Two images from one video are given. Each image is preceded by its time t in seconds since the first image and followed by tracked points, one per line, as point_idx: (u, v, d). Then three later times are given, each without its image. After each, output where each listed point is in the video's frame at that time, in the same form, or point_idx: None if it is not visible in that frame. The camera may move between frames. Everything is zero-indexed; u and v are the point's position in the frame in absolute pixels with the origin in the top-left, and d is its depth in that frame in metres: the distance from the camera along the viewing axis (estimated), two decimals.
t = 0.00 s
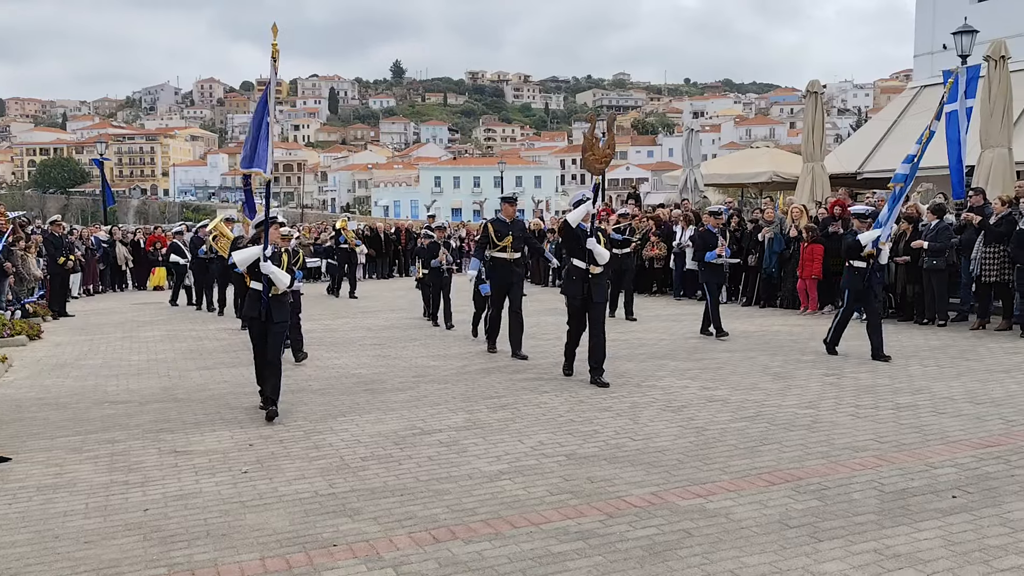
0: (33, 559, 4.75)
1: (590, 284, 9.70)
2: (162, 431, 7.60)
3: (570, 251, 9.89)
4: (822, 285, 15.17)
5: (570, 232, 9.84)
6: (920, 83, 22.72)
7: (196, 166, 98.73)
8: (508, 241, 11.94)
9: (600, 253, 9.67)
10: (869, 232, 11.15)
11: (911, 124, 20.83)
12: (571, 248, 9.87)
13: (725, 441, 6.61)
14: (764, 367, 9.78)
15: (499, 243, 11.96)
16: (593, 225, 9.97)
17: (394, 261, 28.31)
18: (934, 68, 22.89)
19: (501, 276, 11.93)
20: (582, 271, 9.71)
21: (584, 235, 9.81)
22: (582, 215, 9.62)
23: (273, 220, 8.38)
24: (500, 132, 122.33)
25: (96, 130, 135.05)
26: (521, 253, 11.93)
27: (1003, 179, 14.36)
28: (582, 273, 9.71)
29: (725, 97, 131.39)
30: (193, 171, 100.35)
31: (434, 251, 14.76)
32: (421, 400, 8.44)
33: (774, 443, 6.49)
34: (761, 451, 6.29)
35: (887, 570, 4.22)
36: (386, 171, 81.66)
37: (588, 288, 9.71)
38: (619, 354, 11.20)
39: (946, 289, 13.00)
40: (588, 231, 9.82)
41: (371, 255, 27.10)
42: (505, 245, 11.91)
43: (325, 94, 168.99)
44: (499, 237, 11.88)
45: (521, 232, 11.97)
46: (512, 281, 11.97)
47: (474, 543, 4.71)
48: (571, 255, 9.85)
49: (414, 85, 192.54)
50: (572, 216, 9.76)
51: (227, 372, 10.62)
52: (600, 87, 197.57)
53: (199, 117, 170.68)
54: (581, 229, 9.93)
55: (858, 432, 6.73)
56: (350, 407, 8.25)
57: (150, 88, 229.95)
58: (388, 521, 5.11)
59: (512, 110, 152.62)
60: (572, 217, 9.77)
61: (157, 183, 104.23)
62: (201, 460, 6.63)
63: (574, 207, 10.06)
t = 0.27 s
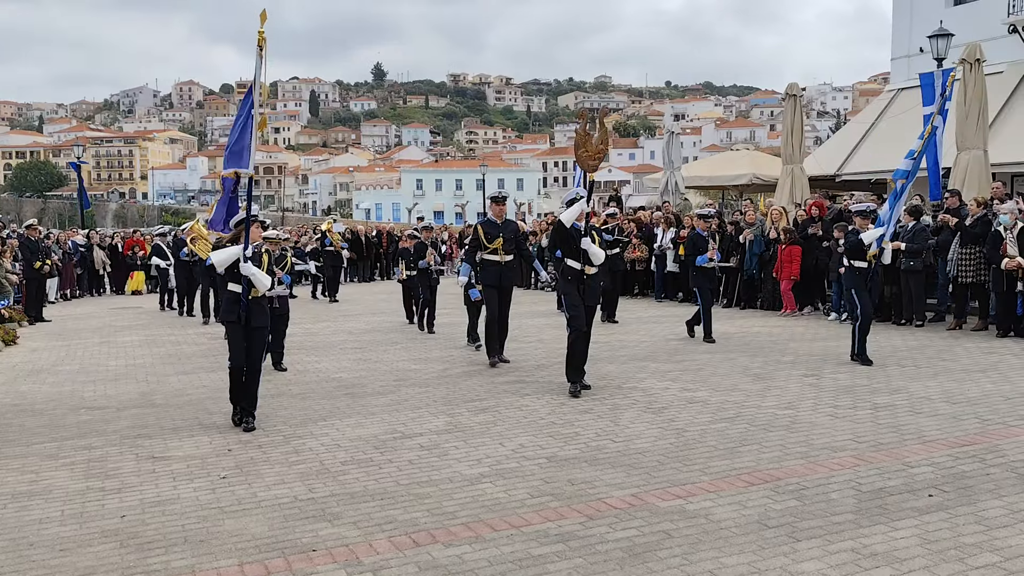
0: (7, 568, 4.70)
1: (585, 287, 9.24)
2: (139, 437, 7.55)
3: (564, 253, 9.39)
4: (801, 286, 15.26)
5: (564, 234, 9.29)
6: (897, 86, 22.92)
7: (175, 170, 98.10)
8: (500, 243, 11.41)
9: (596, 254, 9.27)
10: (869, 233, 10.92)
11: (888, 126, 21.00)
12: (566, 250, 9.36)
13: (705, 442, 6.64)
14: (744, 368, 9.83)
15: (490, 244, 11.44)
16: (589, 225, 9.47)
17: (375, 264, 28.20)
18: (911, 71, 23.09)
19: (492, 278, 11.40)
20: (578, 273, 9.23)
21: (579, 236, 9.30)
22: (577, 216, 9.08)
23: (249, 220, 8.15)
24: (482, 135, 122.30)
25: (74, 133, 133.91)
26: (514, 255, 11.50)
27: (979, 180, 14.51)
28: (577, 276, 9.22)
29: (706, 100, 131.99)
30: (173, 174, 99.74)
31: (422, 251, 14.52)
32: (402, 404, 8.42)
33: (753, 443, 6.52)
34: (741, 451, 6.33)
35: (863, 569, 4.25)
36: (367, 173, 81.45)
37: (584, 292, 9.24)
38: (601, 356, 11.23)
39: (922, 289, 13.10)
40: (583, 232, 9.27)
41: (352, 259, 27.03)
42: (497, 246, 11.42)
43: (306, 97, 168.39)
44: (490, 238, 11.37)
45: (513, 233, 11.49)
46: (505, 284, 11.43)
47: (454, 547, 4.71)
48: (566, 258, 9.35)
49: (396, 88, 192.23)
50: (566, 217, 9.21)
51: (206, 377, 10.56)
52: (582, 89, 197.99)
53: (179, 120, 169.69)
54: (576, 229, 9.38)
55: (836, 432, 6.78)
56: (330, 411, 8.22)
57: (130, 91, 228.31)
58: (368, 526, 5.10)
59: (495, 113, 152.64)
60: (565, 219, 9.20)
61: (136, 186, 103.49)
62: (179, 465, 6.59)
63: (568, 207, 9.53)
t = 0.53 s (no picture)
0: None
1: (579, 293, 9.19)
2: (119, 441, 7.51)
3: (557, 259, 9.34)
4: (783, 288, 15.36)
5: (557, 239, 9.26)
6: (877, 90, 23.13)
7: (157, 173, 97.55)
8: (488, 249, 11.25)
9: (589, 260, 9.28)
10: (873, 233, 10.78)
11: (869, 128, 21.17)
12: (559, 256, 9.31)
13: (686, 442, 6.68)
14: (725, 369, 9.88)
15: (479, 250, 11.25)
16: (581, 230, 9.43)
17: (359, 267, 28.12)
18: (891, 74, 23.28)
19: (482, 284, 11.24)
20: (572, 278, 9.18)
21: (572, 242, 9.30)
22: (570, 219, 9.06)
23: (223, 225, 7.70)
24: (466, 137, 122.23)
25: (54, 136, 132.93)
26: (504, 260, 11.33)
27: (957, 182, 14.65)
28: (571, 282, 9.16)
29: (689, 102, 132.50)
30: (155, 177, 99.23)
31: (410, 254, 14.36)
32: (385, 407, 8.42)
33: (733, 444, 6.57)
34: (721, 452, 6.37)
35: (841, 567, 4.29)
36: (351, 176, 81.26)
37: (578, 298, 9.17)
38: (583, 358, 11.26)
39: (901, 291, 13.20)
40: (576, 238, 9.27)
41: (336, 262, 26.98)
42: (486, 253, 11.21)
43: (289, 100, 167.87)
44: (480, 244, 11.20)
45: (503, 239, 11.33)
46: (495, 290, 11.29)
47: (435, 549, 4.72)
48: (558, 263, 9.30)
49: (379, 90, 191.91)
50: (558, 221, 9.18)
51: (187, 381, 10.52)
52: (566, 92, 198.30)
53: (161, 122, 168.80)
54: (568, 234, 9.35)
55: (816, 432, 6.84)
56: (312, 415, 8.21)
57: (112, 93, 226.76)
58: (349, 529, 5.10)
59: (478, 115, 152.73)
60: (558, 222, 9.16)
61: (118, 189, 102.84)
62: (160, 470, 6.56)
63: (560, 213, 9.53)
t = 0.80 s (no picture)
0: None
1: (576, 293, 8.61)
2: (101, 444, 7.48)
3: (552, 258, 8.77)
4: (766, 288, 15.45)
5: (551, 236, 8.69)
6: (859, 92, 23.31)
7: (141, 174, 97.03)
8: (484, 248, 11.09)
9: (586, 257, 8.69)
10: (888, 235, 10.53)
11: (851, 130, 21.32)
12: (554, 254, 8.74)
13: (669, 442, 6.70)
14: (709, 370, 9.92)
15: (473, 249, 11.11)
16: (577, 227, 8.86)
17: (344, 269, 28.04)
18: (873, 76, 23.44)
19: (477, 286, 11.08)
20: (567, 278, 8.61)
21: (567, 238, 8.68)
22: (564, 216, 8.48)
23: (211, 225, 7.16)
24: (452, 138, 122.10)
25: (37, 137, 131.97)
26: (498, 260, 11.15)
27: (939, 183, 14.74)
28: (567, 281, 8.60)
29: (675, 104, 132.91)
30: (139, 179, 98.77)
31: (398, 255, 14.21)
32: (369, 409, 8.41)
33: (716, 444, 6.60)
34: (704, 452, 6.40)
35: (821, 566, 4.33)
36: (337, 177, 81.02)
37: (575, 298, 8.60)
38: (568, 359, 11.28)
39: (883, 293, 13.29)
40: (571, 234, 8.67)
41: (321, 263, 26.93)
42: (480, 251, 11.06)
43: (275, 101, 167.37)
44: (475, 243, 11.05)
45: (497, 239, 11.20)
46: (489, 292, 11.12)
47: (419, 550, 4.73)
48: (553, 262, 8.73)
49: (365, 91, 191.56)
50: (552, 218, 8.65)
51: (170, 383, 10.48)
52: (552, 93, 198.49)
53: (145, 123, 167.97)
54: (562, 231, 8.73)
55: (797, 432, 6.88)
56: (296, 416, 8.20)
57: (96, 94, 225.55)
58: (332, 531, 5.10)
59: (465, 116, 152.74)
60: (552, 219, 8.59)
61: (102, 191, 102.24)
62: (142, 473, 6.55)
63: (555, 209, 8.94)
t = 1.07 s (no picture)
0: None
1: (583, 301, 8.15)
2: (84, 446, 7.43)
3: (558, 263, 8.32)
4: (752, 288, 15.52)
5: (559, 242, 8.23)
6: (844, 92, 23.45)
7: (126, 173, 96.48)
8: (486, 249, 10.69)
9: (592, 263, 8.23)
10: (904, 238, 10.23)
11: (836, 130, 21.44)
12: (561, 260, 8.28)
13: (655, 442, 6.72)
14: (695, 369, 9.95)
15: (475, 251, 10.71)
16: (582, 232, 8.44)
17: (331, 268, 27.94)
18: (858, 77, 23.56)
19: (477, 288, 10.65)
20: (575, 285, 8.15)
21: (573, 243, 8.23)
22: (570, 220, 8.07)
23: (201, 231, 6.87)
24: (440, 138, 122.00)
25: (20, 135, 130.99)
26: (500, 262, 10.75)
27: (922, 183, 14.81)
28: (574, 289, 8.14)
29: (661, 104, 133.23)
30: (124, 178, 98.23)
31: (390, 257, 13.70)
32: (355, 409, 8.40)
33: (701, 443, 6.62)
34: (689, 451, 6.42)
35: (805, 564, 4.35)
36: (324, 176, 80.77)
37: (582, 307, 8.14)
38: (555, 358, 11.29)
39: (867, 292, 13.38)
40: (577, 239, 8.21)
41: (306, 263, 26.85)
42: (483, 252, 10.67)
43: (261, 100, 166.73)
44: (477, 244, 10.65)
45: (500, 240, 10.79)
46: (490, 295, 10.67)
47: (404, 551, 4.73)
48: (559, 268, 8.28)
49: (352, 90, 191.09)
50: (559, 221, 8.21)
51: (154, 384, 10.42)
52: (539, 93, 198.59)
53: (130, 122, 166.99)
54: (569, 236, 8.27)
55: (782, 430, 6.91)
56: (281, 417, 8.17)
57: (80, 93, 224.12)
58: (317, 532, 5.09)
59: (452, 116, 152.62)
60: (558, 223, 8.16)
61: (86, 190, 101.61)
62: (126, 474, 6.51)
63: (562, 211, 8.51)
